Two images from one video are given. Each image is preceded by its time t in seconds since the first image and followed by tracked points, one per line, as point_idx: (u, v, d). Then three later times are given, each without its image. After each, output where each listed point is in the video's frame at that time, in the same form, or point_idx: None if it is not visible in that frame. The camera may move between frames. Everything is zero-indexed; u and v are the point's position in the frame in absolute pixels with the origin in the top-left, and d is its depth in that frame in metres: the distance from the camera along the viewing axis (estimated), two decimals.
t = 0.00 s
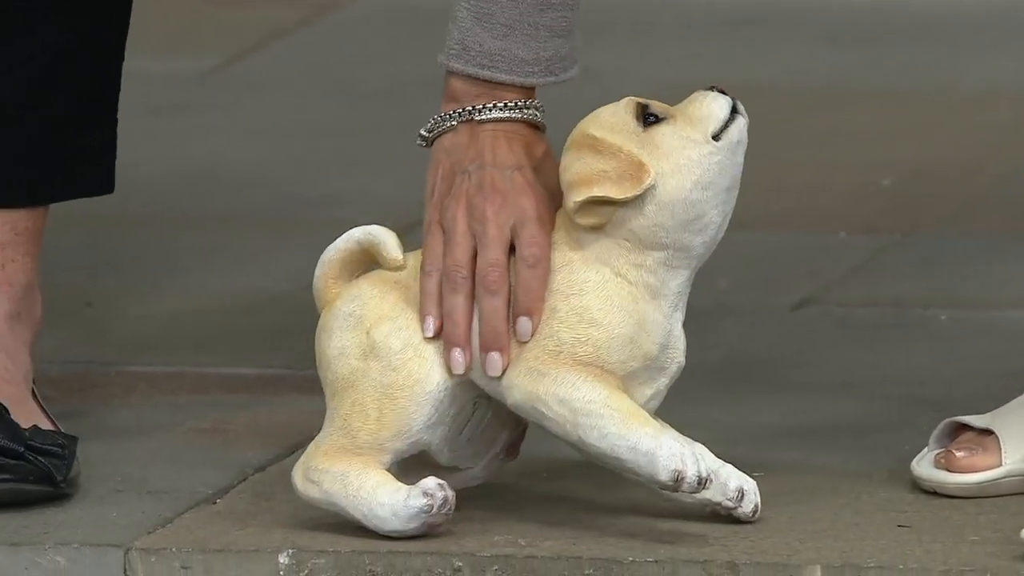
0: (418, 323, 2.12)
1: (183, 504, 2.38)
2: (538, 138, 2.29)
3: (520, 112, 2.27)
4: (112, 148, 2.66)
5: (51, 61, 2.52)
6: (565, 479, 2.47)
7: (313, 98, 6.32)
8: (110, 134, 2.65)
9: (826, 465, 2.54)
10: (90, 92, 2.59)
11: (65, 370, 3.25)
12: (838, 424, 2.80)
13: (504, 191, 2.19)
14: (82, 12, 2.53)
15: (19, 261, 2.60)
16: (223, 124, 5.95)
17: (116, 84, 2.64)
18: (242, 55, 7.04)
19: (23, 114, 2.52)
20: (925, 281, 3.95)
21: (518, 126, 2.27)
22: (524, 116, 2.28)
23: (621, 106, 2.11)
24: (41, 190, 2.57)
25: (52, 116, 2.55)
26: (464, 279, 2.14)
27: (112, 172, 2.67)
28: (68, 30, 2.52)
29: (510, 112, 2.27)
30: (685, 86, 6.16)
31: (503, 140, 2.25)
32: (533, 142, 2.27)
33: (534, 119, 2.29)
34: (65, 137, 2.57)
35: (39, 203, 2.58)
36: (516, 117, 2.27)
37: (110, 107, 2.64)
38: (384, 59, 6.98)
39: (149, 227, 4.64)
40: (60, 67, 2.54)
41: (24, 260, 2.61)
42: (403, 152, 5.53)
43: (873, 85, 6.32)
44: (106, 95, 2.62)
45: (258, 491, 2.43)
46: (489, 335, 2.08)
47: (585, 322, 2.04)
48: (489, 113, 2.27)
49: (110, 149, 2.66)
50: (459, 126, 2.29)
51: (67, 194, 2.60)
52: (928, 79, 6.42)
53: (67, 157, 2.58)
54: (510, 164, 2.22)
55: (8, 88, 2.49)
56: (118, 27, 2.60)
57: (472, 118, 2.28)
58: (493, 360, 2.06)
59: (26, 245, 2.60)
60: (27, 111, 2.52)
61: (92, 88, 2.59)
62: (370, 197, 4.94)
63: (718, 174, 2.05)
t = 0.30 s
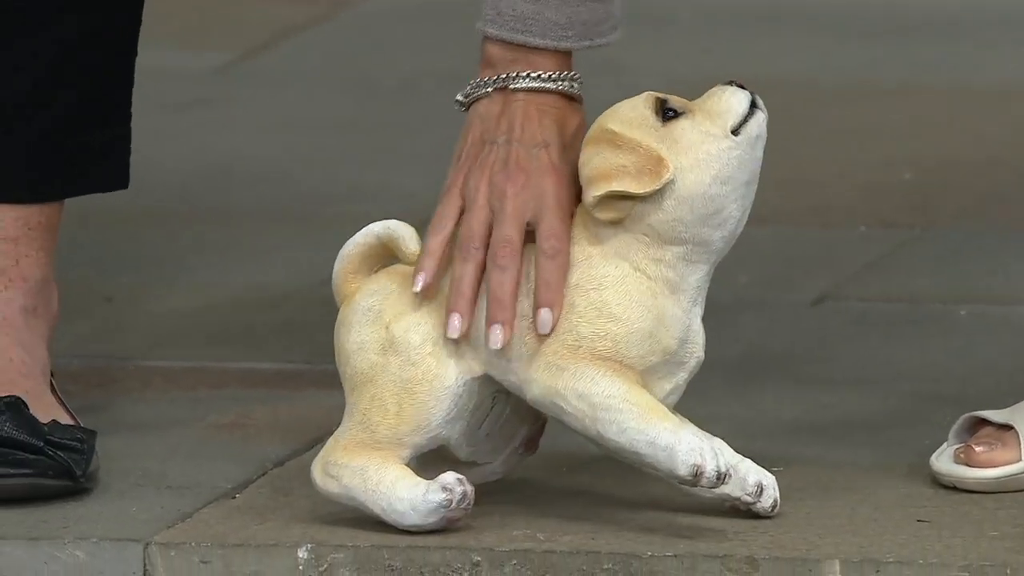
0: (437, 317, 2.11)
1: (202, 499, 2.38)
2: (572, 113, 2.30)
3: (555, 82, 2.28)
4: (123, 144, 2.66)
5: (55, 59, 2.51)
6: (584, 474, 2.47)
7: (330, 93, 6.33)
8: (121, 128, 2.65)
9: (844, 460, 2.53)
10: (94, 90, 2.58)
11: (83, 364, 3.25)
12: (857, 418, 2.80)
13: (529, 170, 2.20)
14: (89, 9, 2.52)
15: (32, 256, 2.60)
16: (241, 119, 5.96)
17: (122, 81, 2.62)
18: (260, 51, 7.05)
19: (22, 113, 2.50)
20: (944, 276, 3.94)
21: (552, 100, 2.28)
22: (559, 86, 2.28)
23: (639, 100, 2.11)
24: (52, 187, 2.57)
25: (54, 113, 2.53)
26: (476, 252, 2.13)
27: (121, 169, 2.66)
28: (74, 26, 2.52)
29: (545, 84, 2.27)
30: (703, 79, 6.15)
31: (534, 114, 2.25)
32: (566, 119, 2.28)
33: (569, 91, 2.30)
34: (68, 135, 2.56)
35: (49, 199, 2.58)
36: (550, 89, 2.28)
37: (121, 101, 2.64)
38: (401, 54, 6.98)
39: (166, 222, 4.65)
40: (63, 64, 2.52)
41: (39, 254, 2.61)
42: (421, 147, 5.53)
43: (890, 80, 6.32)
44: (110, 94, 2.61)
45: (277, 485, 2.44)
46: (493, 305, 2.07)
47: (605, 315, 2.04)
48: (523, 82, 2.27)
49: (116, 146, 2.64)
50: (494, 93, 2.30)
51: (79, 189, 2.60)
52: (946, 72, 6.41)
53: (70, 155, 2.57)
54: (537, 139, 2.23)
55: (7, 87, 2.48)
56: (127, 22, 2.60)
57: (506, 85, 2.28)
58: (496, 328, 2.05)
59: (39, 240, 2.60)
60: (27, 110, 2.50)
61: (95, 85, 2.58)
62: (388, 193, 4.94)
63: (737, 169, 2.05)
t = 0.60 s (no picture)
0: (451, 311, 2.11)
1: (215, 496, 2.38)
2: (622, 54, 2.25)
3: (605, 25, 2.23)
4: (136, 142, 2.65)
5: (58, 58, 2.52)
6: (597, 471, 2.47)
7: (344, 90, 6.33)
8: (133, 127, 2.64)
9: (857, 457, 2.53)
10: (101, 86, 2.57)
11: (96, 362, 3.26)
12: (870, 415, 2.80)
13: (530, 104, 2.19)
14: (90, 8, 2.53)
15: (44, 255, 2.61)
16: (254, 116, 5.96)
17: (133, 79, 2.62)
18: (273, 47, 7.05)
19: (21, 113, 2.51)
20: (957, 273, 3.93)
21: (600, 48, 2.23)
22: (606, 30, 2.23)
23: (653, 96, 2.11)
24: (61, 186, 2.56)
25: (60, 110, 2.53)
26: (487, 169, 2.11)
27: (133, 165, 2.65)
28: (75, 23, 2.52)
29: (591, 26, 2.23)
30: (716, 76, 6.15)
31: (574, 58, 2.22)
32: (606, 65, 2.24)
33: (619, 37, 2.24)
34: (75, 132, 2.55)
35: (59, 197, 2.58)
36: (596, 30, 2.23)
37: (133, 100, 2.63)
38: (414, 50, 6.98)
39: (178, 220, 4.65)
40: (66, 61, 2.53)
41: (50, 254, 2.61)
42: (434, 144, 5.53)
43: (903, 77, 6.32)
44: (120, 93, 2.60)
45: (290, 482, 2.44)
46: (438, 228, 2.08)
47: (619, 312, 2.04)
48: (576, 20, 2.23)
49: (128, 143, 2.63)
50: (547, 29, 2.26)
51: (91, 188, 2.60)
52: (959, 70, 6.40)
53: (78, 152, 2.56)
54: (567, 84, 2.20)
55: (7, 86, 2.49)
56: (133, 24, 2.60)
57: (556, 21, 2.24)
58: (493, 245, 2.06)
59: (51, 239, 2.61)
60: (28, 111, 2.51)
61: (103, 82, 2.57)
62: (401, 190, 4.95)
63: (750, 166, 2.05)
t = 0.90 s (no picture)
0: (452, 313, 2.11)
1: (217, 496, 2.38)
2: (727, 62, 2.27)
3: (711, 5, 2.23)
4: (135, 138, 2.64)
5: (58, 58, 2.50)
6: (599, 471, 2.47)
7: (345, 89, 6.33)
8: (132, 122, 2.63)
9: (858, 457, 2.53)
10: (101, 86, 2.56)
11: (97, 361, 3.26)
12: (872, 415, 2.80)
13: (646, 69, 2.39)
14: (89, 8, 2.51)
15: (45, 253, 2.62)
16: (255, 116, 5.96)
17: (133, 78, 2.61)
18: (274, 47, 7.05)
19: (22, 109, 2.49)
20: (958, 273, 3.93)
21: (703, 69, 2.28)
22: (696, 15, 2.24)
23: (655, 95, 2.11)
24: (60, 184, 2.56)
25: (59, 110, 2.52)
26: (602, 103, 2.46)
27: (133, 163, 2.63)
28: (75, 21, 2.51)
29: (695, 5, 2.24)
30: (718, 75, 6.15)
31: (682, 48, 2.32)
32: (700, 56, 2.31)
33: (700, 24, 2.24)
34: (77, 132, 2.54)
35: (59, 195, 2.58)
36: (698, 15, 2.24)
37: (132, 97, 2.62)
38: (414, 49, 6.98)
39: (179, 219, 4.65)
40: (67, 61, 2.51)
41: (51, 251, 2.63)
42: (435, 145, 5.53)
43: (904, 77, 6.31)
44: (121, 93, 2.59)
45: (292, 482, 2.44)
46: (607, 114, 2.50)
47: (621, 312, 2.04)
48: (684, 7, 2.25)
49: (128, 142, 2.62)
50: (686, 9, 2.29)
51: (91, 187, 2.59)
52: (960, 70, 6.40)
53: (79, 153, 2.56)
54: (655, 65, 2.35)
55: (6, 85, 2.48)
56: (133, 23, 2.58)
57: None
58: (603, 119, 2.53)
59: (52, 236, 2.62)
60: (28, 111, 2.50)
61: (103, 82, 2.56)
62: (402, 190, 4.95)
63: (751, 166, 2.05)
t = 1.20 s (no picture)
0: (452, 313, 2.11)
1: (217, 495, 2.38)
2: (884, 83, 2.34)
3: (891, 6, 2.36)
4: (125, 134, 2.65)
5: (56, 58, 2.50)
6: (599, 471, 2.47)
7: (346, 89, 6.33)
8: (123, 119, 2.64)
9: (858, 457, 2.53)
10: (99, 86, 2.57)
11: (99, 360, 3.25)
12: (873, 415, 2.79)
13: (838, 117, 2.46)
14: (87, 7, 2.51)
15: (40, 250, 2.60)
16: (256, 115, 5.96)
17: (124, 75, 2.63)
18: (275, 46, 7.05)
19: (20, 106, 2.48)
20: (958, 273, 3.93)
21: (861, 110, 2.35)
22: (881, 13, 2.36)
23: (655, 96, 2.11)
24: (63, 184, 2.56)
25: (57, 109, 2.52)
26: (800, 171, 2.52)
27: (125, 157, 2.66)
28: (74, 19, 2.50)
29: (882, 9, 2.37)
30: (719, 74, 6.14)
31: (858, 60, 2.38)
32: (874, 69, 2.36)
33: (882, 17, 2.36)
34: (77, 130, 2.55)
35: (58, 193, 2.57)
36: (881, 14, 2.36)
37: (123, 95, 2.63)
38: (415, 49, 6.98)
39: (179, 219, 4.65)
40: (67, 61, 2.51)
41: (46, 248, 2.61)
42: (436, 144, 5.53)
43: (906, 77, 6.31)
44: (115, 95, 2.61)
45: (292, 482, 2.44)
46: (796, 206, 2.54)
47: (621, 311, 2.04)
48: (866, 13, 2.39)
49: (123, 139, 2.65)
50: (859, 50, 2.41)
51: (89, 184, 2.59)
52: (962, 70, 6.40)
53: (79, 152, 2.56)
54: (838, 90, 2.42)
55: (6, 86, 2.47)
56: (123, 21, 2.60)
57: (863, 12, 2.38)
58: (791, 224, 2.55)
59: (46, 232, 2.59)
60: (30, 111, 2.49)
61: (100, 81, 2.57)
62: (402, 190, 4.95)
63: (751, 166, 2.06)
